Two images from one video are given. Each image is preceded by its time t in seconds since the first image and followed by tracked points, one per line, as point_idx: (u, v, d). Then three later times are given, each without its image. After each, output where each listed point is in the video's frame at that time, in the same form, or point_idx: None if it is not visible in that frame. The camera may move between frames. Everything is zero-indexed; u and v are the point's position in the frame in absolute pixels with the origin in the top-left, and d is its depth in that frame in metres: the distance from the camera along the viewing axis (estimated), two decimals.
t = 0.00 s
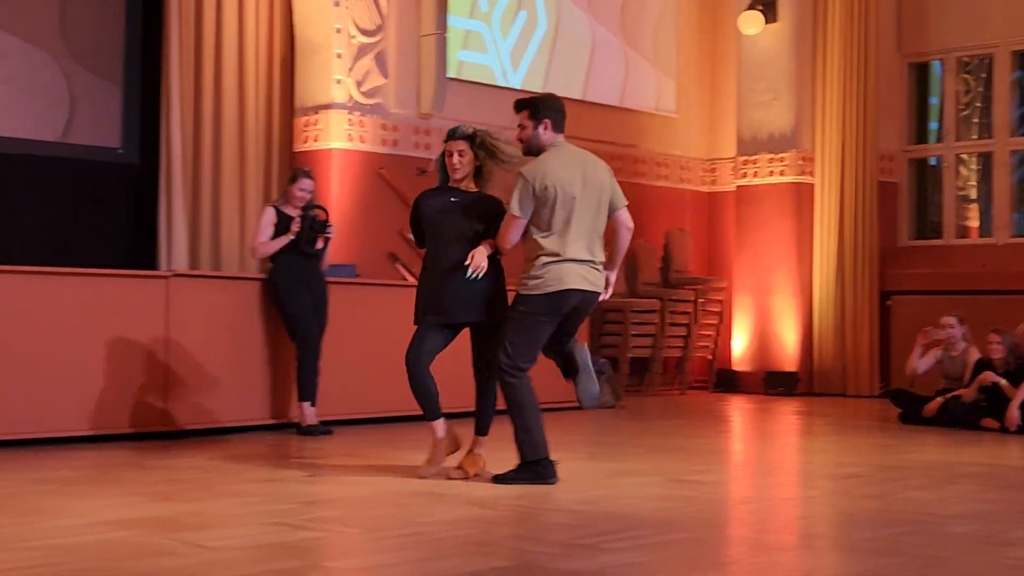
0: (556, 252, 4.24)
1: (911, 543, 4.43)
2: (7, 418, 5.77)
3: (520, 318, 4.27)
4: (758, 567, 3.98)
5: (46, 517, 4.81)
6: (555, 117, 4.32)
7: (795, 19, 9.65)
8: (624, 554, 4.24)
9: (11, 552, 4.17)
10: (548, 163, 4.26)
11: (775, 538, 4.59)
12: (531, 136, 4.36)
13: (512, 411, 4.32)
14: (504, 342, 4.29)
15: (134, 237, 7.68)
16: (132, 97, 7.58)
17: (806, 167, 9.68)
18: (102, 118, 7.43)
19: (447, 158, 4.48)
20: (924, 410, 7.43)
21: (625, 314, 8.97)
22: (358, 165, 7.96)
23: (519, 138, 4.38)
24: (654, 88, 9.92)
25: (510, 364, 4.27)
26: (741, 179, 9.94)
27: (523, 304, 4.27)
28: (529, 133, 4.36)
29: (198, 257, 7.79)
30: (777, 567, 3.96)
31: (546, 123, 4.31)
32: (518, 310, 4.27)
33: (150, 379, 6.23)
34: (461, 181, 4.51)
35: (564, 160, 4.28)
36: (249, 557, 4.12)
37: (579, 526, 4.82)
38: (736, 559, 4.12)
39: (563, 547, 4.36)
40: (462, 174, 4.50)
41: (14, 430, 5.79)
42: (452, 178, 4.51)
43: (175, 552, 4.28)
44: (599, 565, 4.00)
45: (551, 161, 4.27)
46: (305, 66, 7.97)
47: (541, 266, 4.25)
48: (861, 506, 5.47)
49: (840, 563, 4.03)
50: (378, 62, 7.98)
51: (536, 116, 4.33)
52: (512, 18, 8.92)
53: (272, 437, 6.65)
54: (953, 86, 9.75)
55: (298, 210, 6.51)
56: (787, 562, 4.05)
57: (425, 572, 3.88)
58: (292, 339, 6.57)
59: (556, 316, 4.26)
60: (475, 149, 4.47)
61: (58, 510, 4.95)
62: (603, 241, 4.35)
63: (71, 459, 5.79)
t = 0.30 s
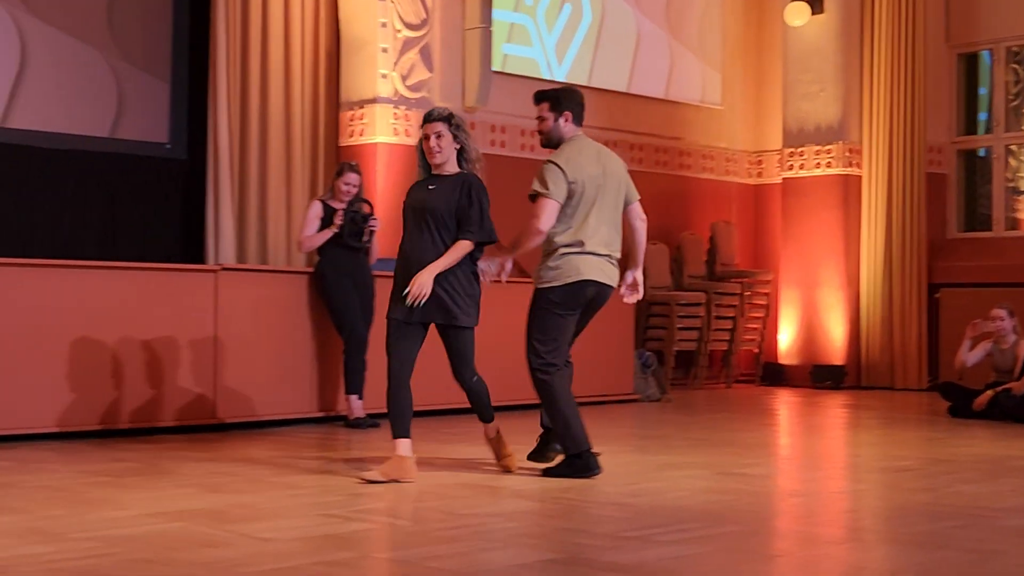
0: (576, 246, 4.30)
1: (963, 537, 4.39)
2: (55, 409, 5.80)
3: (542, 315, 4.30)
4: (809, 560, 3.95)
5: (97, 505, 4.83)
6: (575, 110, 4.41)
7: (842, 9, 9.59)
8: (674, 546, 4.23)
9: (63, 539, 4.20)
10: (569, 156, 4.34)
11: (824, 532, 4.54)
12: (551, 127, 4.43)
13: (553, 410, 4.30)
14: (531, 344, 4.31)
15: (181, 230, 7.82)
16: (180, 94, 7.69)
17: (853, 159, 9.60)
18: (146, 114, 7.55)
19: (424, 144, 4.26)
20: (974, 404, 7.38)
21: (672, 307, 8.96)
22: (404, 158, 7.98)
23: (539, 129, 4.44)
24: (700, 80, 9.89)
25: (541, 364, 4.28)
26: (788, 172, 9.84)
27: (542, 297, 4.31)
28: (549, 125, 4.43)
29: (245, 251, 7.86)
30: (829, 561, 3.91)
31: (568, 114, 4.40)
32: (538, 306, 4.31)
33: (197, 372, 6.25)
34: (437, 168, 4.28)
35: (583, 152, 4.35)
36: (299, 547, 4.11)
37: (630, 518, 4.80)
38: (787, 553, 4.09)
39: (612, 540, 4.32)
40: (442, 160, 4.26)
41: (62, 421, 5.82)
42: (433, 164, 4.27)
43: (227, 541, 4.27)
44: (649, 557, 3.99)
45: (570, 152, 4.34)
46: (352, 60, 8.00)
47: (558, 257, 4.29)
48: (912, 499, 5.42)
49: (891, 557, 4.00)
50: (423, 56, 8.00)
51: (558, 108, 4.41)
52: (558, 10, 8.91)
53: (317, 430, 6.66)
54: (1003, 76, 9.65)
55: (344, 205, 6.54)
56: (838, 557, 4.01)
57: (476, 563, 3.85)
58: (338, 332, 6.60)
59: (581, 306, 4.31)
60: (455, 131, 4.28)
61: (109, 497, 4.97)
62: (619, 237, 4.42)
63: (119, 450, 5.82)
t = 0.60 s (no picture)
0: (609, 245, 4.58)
1: (1009, 534, 4.34)
2: (95, 403, 5.81)
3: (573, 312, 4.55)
4: (853, 555, 3.91)
5: (138, 496, 4.83)
6: (594, 116, 4.61)
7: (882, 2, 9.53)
8: (717, 540, 4.19)
9: (105, 529, 4.19)
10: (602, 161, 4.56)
11: (865, 528, 4.49)
12: (570, 132, 4.60)
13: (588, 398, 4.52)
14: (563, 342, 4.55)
15: (220, 227, 7.89)
16: (219, 90, 7.73)
17: (893, 153, 9.55)
18: (186, 110, 7.59)
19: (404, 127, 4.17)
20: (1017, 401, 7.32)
21: (710, 303, 8.95)
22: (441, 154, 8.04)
23: (558, 133, 4.60)
24: (738, 76, 9.86)
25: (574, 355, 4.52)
26: (826, 166, 9.85)
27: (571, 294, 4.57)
28: (568, 129, 4.60)
29: (284, 247, 7.90)
30: (870, 558, 3.86)
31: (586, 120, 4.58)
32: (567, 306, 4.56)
33: (235, 366, 6.25)
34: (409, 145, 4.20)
35: (610, 156, 4.60)
36: (339, 538, 4.08)
37: (672, 511, 4.76)
38: (830, 548, 4.05)
39: (653, 534, 4.25)
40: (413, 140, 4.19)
41: (102, 416, 5.84)
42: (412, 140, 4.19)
43: (268, 533, 4.19)
44: (692, 550, 3.95)
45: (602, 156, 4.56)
46: (392, 55, 8.03)
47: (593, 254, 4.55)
48: (956, 495, 5.36)
49: (935, 553, 3.96)
50: (460, 53, 8.07)
51: (579, 113, 4.59)
52: (596, 5, 8.91)
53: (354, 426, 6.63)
54: None
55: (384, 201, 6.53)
56: (881, 553, 3.95)
57: (517, 554, 3.81)
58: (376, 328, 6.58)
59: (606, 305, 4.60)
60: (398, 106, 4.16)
61: (149, 488, 4.96)
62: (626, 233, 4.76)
63: (158, 444, 5.82)
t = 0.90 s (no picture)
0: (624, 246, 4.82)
1: None
2: (122, 401, 5.82)
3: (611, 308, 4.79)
4: (883, 554, 3.87)
5: (165, 493, 4.83)
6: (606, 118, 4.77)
7: None
8: (747, 538, 4.16)
9: (132, 526, 4.19)
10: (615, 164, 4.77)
11: (891, 526, 4.47)
12: (583, 133, 4.75)
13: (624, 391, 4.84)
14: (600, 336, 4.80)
15: (245, 225, 7.91)
16: (245, 89, 7.75)
17: (920, 150, 9.53)
18: (211, 109, 7.61)
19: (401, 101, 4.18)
20: None
21: (736, 301, 8.92)
22: (466, 152, 8.05)
23: (572, 134, 4.74)
24: (763, 73, 9.83)
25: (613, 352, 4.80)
26: (852, 164, 9.81)
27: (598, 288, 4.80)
28: (581, 130, 4.75)
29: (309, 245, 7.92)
30: (897, 557, 3.84)
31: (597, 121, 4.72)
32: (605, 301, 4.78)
33: (262, 364, 6.24)
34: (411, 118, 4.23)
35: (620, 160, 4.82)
36: (367, 535, 4.07)
37: (700, 510, 4.74)
38: (859, 547, 4.01)
39: (680, 532, 4.23)
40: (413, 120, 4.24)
41: (127, 414, 5.84)
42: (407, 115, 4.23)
43: (297, 528, 4.21)
44: (721, 549, 3.92)
45: (610, 158, 4.77)
46: (417, 53, 8.04)
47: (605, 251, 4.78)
48: (985, 494, 5.32)
49: (967, 552, 3.92)
50: (485, 51, 8.07)
51: (591, 116, 4.75)
52: (620, 3, 8.90)
53: (379, 424, 6.63)
54: None
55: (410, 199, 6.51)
56: (908, 552, 3.93)
57: (545, 553, 3.80)
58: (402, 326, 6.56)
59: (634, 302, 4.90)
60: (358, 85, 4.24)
61: (176, 485, 4.96)
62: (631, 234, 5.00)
63: (184, 442, 5.82)
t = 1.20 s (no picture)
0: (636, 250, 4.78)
1: None
2: (135, 402, 5.83)
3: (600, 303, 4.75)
4: (897, 556, 3.85)
5: (180, 494, 4.83)
6: (614, 121, 4.75)
7: None
8: (761, 539, 4.14)
9: (148, 527, 4.19)
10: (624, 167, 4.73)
11: (906, 527, 4.45)
12: (591, 136, 4.74)
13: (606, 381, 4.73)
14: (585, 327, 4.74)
15: (258, 224, 7.94)
16: (259, 90, 7.75)
17: (934, 150, 9.50)
18: (224, 110, 7.62)
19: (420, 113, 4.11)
20: None
21: (750, 301, 8.90)
22: (479, 153, 8.05)
23: (580, 138, 4.74)
24: (777, 74, 9.82)
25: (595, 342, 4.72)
26: (866, 163, 9.78)
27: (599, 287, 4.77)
28: (589, 134, 4.74)
29: (322, 246, 7.94)
30: (910, 557, 3.83)
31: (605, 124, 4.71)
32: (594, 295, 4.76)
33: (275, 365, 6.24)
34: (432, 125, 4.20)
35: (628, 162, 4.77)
36: (382, 535, 4.08)
37: (715, 510, 4.72)
38: (873, 548, 4.00)
39: (694, 532, 4.22)
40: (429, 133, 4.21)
41: (141, 415, 5.86)
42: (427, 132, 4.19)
43: (310, 530, 4.21)
44: (736, 550, 3.91)
45: (622, 160, 4.72)
46: (430, 54, 8.04)
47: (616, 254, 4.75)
48: (1001, 494, 5.30)
49: (982, 553, 3.90)
50: (498, 51, 8.08)
51: (599, 119, 4.74)
52: (632, 3, 8.89)
53: (392, 425, 6.63)
54: None
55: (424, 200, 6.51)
56: (921, 553, 3.92)
57: (561, 554, 3.80)
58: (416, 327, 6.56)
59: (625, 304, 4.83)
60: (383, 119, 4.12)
61: (191, 486, 4.96)
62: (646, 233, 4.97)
63: (198, 443, 5.83)
